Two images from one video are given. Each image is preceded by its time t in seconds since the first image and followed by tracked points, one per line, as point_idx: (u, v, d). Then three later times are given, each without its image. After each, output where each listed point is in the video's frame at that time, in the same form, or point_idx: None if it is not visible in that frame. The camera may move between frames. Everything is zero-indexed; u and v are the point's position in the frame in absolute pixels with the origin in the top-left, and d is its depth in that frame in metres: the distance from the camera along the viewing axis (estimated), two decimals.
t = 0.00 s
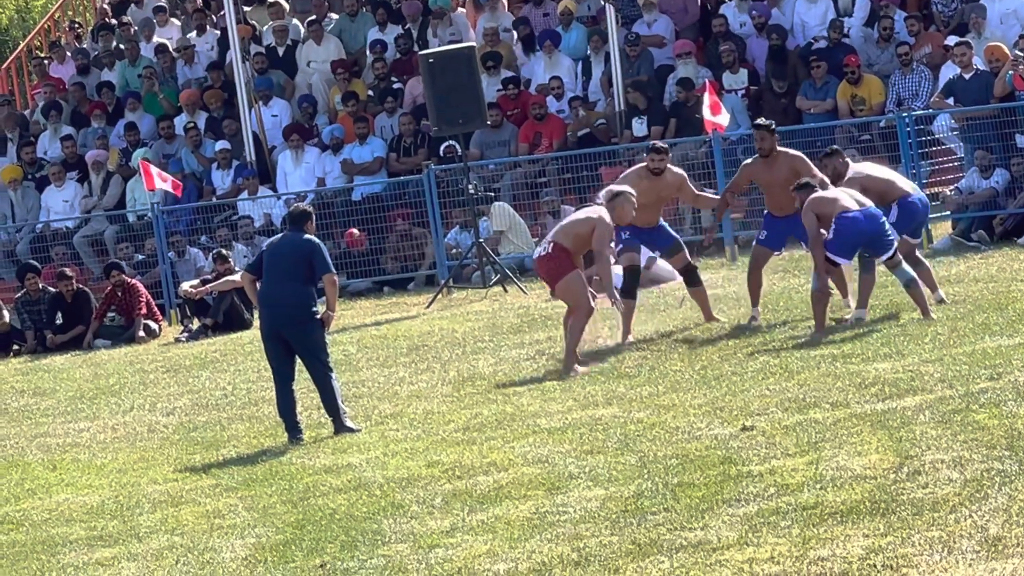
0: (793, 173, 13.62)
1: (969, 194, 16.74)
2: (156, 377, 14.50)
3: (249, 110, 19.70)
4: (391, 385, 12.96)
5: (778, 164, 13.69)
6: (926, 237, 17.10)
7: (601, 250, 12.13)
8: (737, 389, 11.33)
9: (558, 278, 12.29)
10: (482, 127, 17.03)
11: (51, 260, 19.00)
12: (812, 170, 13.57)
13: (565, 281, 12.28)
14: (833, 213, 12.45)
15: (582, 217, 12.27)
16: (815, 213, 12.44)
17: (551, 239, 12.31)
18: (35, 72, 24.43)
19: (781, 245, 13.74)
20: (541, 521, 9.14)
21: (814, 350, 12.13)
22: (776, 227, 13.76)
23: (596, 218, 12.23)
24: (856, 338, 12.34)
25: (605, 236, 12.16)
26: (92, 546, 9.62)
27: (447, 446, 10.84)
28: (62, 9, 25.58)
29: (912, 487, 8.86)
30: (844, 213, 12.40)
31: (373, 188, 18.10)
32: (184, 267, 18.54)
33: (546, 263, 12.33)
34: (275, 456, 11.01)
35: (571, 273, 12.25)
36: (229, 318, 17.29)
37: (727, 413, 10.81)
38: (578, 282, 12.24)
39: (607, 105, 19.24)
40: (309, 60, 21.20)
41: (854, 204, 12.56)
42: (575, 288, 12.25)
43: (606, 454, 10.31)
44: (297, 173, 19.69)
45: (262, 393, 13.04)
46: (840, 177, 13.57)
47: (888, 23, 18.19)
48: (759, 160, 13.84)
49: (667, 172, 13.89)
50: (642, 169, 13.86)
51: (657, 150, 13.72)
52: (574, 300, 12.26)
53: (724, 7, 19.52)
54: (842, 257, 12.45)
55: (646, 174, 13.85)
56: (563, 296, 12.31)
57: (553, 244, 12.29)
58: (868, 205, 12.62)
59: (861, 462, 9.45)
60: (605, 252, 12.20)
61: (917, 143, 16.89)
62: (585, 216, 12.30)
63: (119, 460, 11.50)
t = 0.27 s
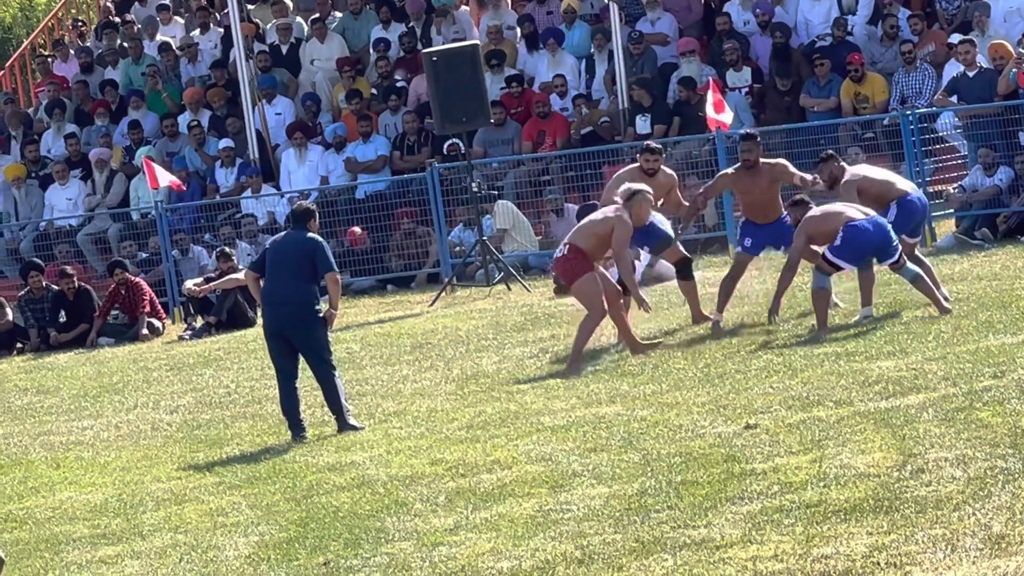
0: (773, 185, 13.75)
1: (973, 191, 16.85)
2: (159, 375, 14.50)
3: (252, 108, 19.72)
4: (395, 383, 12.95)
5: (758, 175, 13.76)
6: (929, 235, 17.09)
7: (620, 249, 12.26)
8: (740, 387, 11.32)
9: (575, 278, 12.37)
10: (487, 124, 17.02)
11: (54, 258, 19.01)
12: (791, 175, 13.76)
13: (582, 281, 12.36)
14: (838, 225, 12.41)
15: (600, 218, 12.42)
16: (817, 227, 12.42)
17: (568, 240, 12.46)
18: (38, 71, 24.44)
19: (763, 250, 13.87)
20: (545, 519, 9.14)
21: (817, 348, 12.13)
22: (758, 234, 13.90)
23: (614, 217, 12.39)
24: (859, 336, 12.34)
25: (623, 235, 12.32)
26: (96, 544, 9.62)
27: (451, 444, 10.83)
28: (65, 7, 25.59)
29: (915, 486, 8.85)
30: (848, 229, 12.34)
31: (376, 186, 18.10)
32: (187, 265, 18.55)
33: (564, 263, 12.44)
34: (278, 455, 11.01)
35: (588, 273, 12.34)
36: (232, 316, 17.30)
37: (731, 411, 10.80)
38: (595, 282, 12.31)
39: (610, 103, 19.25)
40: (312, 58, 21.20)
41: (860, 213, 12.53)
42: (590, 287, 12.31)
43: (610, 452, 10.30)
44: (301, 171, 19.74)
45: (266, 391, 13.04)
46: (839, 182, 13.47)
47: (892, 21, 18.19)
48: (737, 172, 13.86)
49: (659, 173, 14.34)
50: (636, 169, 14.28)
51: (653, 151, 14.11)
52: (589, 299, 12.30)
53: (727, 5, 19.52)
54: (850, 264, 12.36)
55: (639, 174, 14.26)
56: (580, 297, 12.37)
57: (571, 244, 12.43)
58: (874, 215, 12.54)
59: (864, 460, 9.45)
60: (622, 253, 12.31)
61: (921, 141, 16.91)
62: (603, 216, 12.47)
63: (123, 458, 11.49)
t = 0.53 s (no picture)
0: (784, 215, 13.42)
1: (975, 189, 16.91)
2: (162, 373, 14.51)
3: (255, 106, 19.72)
4: (398, 380, 12.96)
5: (769, 208, 13.44)
6: (931, 233, 17.11)
7: (644, 250, 12.43)
8: (743, 384, 11.33)
9: (596, 270, 12.37)
10: (488, 121, 17.02)
11: (57, 257, 19.02)
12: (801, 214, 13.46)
13: (604, 274, 12.36)
14: (860, 216, 12.58)
15: (623, 217, 12.56)
16: (840, 213, 12.60)
17: (589, 235, 12.50)
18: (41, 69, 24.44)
19: (762, 263, 13.72)
20: (547, 517, 9.14)
21: (819, 346, 12.13)
22: (762, 246, 13.69)
23: (638, 217, 12.53)
24: (862, 334, 12.34)
25: (648, 237, 12.49)
26: (99, 542, 9.63)
27: (454, 442, 10.84)
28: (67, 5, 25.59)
29: (917, 483, 8.86)
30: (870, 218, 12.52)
31: (379, 184, 18.10)
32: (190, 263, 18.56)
33: (584, 257, 12.44)
34: (280, 452, 11.03)
35: (609, 266, 12.36)
36: (235, 314, 17.31)
37: (734, 409, 10.81)
38: (617, 273, 12.32)
39: (613, 100, 19.25)
40: (315, 56, 21.22)
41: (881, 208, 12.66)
42: (613, 278, 12.31)
43: (613, 449, 10.31)
44: (304, 169, 19.74)
45: (269, 389, 13.05)
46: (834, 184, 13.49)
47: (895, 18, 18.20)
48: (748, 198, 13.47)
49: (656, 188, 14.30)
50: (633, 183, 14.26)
51: (650, 167, 14.12)
52: (612, 291, 12.30)
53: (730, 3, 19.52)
54: (866, 260, 12.60)
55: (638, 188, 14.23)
56: (602, 289, 12.36)
57: (592, 240, 12.46)
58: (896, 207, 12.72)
59: (867, 458, 9.46)
60: (644, 253, 12.48)
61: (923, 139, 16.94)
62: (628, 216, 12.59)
63: (126, 455, 11.50)
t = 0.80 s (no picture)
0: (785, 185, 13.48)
1: (977, 186, 16.91)
2: (163, 370, 14.51)
3: (256, 104, 19.71)
4: (400, 378, 12.96)
5: (769, 178, 13.51)
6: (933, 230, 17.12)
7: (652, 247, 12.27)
8: (745, 382, 11.33)
9: (610, 276, 12.39)
10: (490, 118, 17.02)
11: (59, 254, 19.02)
12: (800, 185, 13.56)
13: (617, 279, 12.37)
14: (883, 195, 12.61)
15: (628, 215, 12.39)
16: (865, 191, 12.60)
17: (600, 239, 12.46)
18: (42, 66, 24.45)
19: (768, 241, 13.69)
20: (549, 514, 9.13)
21: (822, 343, 12.12)
22: (766, 224, 13.71)
23: (642, 214, 12.36)
24: (865, 331, 12.33)
25: (655, 232, 12.31)
26: (101, 539, 9.63)
27: (456, 439, 10.84)
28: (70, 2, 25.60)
29: (919, 481, 8.85)
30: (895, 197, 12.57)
31: (381, 181, 18.11)
32: (193, 260, 18.56)
33: (598, 263, 12.46)
34: (283, 450, 11.03)
35: (620, 271, 12.35)
36: (237, 311, 17.31)
37: (736, 406, 10.81)
38: (629, 279, 12.31)
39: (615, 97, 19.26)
40: (317, 54, 21.23)
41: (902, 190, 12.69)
42: (626, 285, 12.32)
43: (615, 447, 10.30)
44: (305, 166, 19.71)
45: (270, 386, 13.04)
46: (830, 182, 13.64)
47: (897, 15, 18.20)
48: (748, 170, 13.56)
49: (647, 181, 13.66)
50: (623, 180, 13.62)
51: (637, 163, 13.55)
52: (626, 297, 12.31)
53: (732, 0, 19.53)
54: (892, 243, 12.52)
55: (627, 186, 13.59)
56: (617, 294, 12.38)
57: (603, 244, 12.43)
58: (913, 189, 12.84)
59: (869, 455, 9.45)
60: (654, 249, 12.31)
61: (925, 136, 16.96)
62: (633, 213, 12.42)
63: (128, 453, 11.50)
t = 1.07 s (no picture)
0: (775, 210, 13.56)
1: (979, 184, 16.84)
2: (165, 368, 14.52)
3: (259, 102, 19.71)
4: (402, 376, 12.96)
5: (759, 205, 13.57)
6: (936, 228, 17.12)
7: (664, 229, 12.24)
8: (747, 379, 11.33)
9: (627, 259, 12.47)
10: (493, 116, 17.02)
11: (61, 252, 19.03)
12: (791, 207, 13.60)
13: (633, 263, 12.46)
14: (893, 196, 12.64)
15: (641, 193, 12.28)
16: (875, 190, 12.63)
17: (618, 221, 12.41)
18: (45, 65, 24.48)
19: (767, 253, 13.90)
20: (552, 512, 9.13)
21: (824, 341, 12.12)
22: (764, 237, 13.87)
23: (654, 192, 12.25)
24: (867, 329, 12.33)
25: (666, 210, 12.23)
26: (103, 537, 9.63)
27: (458, 437, 10.84)
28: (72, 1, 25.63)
29: (922, 479, 8.84)
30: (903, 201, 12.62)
31: (383, 178, 18.12)
32: (195, 258, 18.58)
33: (615, 245, 12.49)
34: (285, 448, 11.04)
35: (638, 257, 12.43)
36: (239, 310, 17.31)
37: (739, 404, 10.80)
38: (646, 265, 12.42)
39: (617, 95, 19.28)
40: (319, 52, 21.25)
41: (909, 189, 12.73)
42: (643, 269, 12.43)
43: (618, 445, 10.30)
44: (308, 164, 19.65)
45: (273, 384, 13.05)
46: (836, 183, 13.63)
47: (899, 13, 18.22)
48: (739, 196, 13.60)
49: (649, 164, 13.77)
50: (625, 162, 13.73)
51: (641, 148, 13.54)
52: (641, 282, 12.42)
53: None
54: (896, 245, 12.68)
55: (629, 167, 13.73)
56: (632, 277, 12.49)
57: (621, 226, 12.40)
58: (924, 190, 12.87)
59: (871, 453, 9.45)
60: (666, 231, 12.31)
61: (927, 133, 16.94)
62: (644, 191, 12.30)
63: (131, 451, 11.51)
